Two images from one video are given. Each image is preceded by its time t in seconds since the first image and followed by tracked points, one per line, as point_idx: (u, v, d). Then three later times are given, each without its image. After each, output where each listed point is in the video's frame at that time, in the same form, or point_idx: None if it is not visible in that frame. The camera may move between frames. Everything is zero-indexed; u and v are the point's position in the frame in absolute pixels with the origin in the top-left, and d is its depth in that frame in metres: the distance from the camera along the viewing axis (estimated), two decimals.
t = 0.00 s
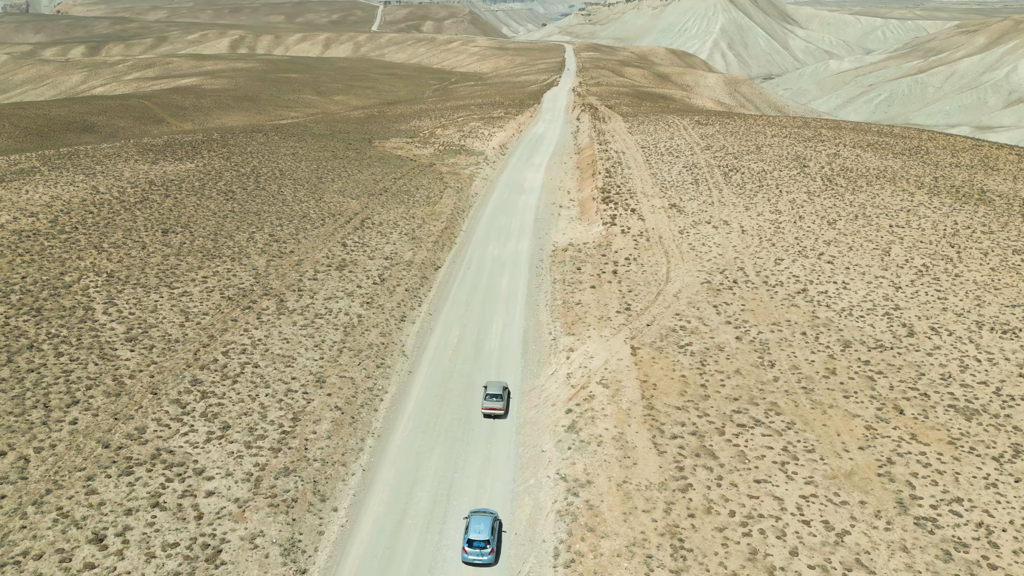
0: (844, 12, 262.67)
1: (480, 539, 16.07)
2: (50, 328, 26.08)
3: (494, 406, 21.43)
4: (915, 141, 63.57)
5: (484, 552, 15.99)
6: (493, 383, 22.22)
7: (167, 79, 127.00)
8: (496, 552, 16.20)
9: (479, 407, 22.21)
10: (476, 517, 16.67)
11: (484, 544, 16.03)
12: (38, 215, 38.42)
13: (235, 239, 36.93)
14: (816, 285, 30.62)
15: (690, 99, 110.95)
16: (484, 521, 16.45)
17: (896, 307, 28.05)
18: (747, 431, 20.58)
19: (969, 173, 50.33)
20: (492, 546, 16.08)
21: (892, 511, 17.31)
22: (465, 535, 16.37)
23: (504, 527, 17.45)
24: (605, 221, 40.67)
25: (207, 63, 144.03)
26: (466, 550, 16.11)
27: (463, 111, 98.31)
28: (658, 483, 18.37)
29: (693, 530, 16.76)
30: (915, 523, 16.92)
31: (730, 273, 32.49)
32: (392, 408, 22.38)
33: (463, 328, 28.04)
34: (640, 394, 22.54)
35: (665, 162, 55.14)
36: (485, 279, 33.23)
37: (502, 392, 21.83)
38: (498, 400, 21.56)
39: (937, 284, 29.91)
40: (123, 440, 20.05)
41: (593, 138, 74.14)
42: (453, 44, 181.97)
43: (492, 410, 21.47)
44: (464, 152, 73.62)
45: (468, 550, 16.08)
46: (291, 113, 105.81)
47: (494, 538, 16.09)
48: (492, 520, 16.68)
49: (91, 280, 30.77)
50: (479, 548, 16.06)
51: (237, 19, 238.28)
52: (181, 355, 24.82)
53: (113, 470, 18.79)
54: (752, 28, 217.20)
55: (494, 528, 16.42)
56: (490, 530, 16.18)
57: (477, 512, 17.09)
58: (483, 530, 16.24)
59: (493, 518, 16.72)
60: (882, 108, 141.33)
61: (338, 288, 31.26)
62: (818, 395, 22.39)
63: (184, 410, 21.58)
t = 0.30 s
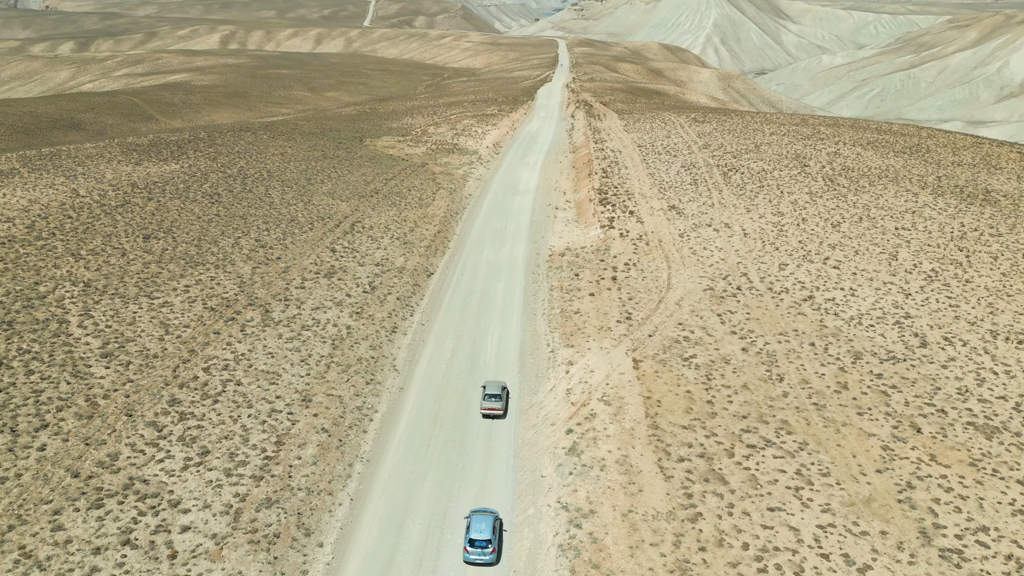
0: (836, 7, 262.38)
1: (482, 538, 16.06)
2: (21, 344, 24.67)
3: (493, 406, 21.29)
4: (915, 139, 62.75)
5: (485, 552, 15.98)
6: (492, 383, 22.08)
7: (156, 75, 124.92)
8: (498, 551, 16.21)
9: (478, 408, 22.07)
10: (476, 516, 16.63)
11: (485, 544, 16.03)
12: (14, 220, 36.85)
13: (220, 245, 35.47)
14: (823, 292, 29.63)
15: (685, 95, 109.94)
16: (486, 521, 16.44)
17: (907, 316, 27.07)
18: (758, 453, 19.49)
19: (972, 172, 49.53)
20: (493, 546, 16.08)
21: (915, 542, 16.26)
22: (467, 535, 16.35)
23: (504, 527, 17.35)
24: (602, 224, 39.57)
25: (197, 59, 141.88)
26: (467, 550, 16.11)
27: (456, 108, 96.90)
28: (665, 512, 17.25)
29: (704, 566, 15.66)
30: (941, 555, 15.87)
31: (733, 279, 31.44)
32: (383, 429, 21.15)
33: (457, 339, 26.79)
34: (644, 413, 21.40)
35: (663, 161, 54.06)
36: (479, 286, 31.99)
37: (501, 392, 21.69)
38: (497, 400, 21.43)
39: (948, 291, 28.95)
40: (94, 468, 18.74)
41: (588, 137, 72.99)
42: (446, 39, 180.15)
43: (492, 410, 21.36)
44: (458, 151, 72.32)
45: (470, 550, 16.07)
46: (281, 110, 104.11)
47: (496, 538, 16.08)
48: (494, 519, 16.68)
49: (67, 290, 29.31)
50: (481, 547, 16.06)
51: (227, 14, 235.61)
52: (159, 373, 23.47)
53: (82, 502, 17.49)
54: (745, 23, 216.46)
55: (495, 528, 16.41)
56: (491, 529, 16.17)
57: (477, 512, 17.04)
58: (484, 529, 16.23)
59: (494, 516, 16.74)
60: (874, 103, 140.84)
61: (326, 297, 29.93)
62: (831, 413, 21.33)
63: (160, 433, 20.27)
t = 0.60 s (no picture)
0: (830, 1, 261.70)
1: (483, 537, 16.01)
2: None
3: (493, 406, 21.11)
4: (915, 136, 61.89)
5: (486, 551, 15.92)
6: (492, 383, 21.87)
7: (146, 70, 122.79)
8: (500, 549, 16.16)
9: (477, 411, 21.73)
10: (477, 516, 16.57)
11: (486, 543, 15.97)
12: None
13: (204, 252, 33.69)
14: (831, 300, 28.62)
15: (681, 90, 108.69)
16: (486, 519, 16.41)
17: (919, 325, 26.08)
18: (771, 477, 18.40)
19: (975, 171, 48.70)
20: (494, 545, 16.02)
21: None
22: (468, 535, 16.28)
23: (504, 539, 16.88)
24: (600, 226, 38.46)
25: (187, 54, 139.58)
26: (467, 549, 16.03)
27: (450, 105, 95.44)
28: (675, 545, 16.15)
29: None
30: None
31: (738, 286, 30.42)
32: (373, 453, 19.93)
33: (451, 352, 25.51)
34: (649, 433, 20.26)
35: (661, 161, 52.96)
36: (474, 293, 30.71)
37: (501, 392, 21.53)
38: (497, 399, 21.22)
39: (960, 298, 27.99)
40: (62, 501, 17.44)
41: (584, 134, 71.74)
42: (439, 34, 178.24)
43: (491, 410, 21.16)
44: (451, 149, 71.01)
45: (471, 549, 15.99)
46: (272, 106, 102.28)
47: (496, 536, 16.03)
48: (494, 518, 16.62)
49: (42, 301, 27.73)
50: (481, 547, 15.99)
51: (218, 8, 232.74)
52: (135, 392, 22.12)
53: (47, 539, 16.22)
54: (739, 17, 215.35)
55: (495, 527, 16.38)
56: (492, 528, 16.12)
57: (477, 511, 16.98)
58: (485, 528, 16.18)
59: (495, 515, 16.72)
60: (868, 97, 140.04)
61: (314, 305, 28.45)
62: (845, 432, 20.27)
63: (134, 460, 18.98)
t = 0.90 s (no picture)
0: None
1: (483, 536, 15.92)
2: None
3: (493, 405, 20.97)
4: (917, 133, 60.94)
5: (486, 551, 15.82)
6: (490, 382, 21.70)
7: (136, 65, 120.84)
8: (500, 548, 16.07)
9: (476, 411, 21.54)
10: (477, 515, 16.46)
11: (486, 542, 15.87)
12: None
13: (187, 259, 31.47)
14: (841, 308, 27.68)
15: (677, 85, 107.41)
16: (485, 519, 16.30)
17: (933, 335, 25.12)
18: (786, 505, 17.31)
19: (980, 170, 47.79)
20: (494, 544, 15.92)
21: None
22: (468, 534, 16.18)
23: None
24: (599, 229, 37.44)
25: (178, 49, 137.47)
26: (467, 549, 15.94)
27: (443, 101, 93.94)
28: None
29: None
30: None
31: (743, 294, 29.43)
32: (362, 481, 18.69)
33: (445, 365, 24.23)
34: (655, 456, 19.15)
35: (660, 160, 51.85)
36: (470, 302, 29.47)
37: (500, 392, 21.39)
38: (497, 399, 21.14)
39: (974, 306, 27.04)
40: (26, 538, 16.15)
41: (581, 132, 70.55)
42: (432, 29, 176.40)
43: (490, 410, 21.00)
44: (445, 147, 69.71)
45: (471, 549, 15.90)
46: (264, 102, 100.52)
47: (496, 536, 15.94)
48: (494, 517, 16.55)
49: (14, 313, 25.73)
50: (482, 546, 15.89)
51: (211, 3, 230.22)
52: (110, 414, 20.74)
53: None
54: (734, 11, 214.08)
55: (495, 526, 16.29)
56: (492, 527, 16.03)
57: (477, 510, 16.89)
58: (485, 528, 16.08)
59: (495, 515, 16.61)
60: (862, 91, 138.95)
61: (302, 315, 26.83)
62: (862, 453, 19.22)
63: (106, 491, 17.71)
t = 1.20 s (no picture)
0: None
1: (482, 535, 15.81)
2: None
3: (492, 405, 20.79)
4: (919, 129, 59.93)
5: (486, 549, 15.74)
6: (489, 382, 21.52)
7: (127, 60, 118.92)
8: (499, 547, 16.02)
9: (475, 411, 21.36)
10: (476, 513, 16.35)
11: (486, 540, 15.78)
12: None
13: (170, 266, 29.56)
14: (851, 316, 26.73)
15: (673, 80, 106.12)
16: (485, 517, 16.18)
17: (949, 346, 24.16)
18: (804, 536, 16.24)
19: (985, 168, 46.82)
20: (494, 542, 15.85)
21: None
22: (467, 533, 16.07)
23: None
24: (599, 232, 36.47)
25: (169, 43, 135.44)
26: (467, 547, 15.84)
27: (437, 97, 92.42)
28: None
29: None
30: None
31: (749, 302, 28.42)
32: (350, 512, 17.49)
33: (440, 381, 23.01)
34: (662, 481, 18.05)
35: (660, 159, 50.79)
36: (465, 311, 28.29)
37: (499, 391, 21.23)
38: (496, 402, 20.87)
39: (990, 314, 26.09)
40: None
41: (577, 129, 69.34)
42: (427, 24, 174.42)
43: (489, 410, 20.81)
44: (440, 145, 68.40)
45: (470, 547, 15.83)
46: (256, 97, 98.86)
47: (496, 534, 15.84)
48: (493, 515, 16.45)
49: None
50: (481, 544, 15.81)
51: None
52: (83, 439, 19.36)
53: None
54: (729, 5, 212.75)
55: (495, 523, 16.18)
56: (492, 526, 15.92)
57: (476, 508, 16.77)
58: (485, 526, 15.97)
59: (494, 512, 16.52)
60: (856, 85, 137.96)
61: (289, 327, 25.35)
62: (881, 477, 18.18)
63: (75, 526, 16.43)
